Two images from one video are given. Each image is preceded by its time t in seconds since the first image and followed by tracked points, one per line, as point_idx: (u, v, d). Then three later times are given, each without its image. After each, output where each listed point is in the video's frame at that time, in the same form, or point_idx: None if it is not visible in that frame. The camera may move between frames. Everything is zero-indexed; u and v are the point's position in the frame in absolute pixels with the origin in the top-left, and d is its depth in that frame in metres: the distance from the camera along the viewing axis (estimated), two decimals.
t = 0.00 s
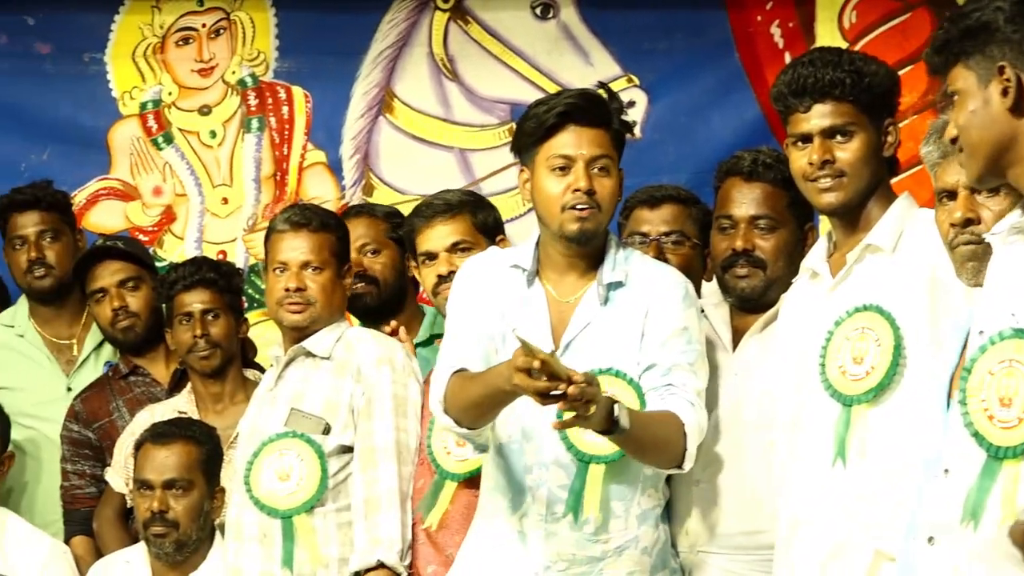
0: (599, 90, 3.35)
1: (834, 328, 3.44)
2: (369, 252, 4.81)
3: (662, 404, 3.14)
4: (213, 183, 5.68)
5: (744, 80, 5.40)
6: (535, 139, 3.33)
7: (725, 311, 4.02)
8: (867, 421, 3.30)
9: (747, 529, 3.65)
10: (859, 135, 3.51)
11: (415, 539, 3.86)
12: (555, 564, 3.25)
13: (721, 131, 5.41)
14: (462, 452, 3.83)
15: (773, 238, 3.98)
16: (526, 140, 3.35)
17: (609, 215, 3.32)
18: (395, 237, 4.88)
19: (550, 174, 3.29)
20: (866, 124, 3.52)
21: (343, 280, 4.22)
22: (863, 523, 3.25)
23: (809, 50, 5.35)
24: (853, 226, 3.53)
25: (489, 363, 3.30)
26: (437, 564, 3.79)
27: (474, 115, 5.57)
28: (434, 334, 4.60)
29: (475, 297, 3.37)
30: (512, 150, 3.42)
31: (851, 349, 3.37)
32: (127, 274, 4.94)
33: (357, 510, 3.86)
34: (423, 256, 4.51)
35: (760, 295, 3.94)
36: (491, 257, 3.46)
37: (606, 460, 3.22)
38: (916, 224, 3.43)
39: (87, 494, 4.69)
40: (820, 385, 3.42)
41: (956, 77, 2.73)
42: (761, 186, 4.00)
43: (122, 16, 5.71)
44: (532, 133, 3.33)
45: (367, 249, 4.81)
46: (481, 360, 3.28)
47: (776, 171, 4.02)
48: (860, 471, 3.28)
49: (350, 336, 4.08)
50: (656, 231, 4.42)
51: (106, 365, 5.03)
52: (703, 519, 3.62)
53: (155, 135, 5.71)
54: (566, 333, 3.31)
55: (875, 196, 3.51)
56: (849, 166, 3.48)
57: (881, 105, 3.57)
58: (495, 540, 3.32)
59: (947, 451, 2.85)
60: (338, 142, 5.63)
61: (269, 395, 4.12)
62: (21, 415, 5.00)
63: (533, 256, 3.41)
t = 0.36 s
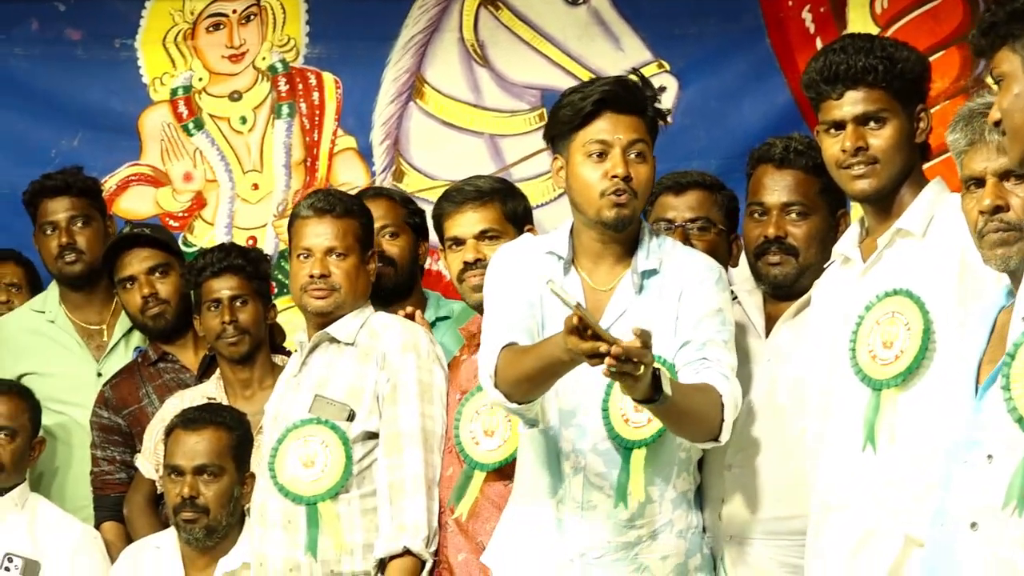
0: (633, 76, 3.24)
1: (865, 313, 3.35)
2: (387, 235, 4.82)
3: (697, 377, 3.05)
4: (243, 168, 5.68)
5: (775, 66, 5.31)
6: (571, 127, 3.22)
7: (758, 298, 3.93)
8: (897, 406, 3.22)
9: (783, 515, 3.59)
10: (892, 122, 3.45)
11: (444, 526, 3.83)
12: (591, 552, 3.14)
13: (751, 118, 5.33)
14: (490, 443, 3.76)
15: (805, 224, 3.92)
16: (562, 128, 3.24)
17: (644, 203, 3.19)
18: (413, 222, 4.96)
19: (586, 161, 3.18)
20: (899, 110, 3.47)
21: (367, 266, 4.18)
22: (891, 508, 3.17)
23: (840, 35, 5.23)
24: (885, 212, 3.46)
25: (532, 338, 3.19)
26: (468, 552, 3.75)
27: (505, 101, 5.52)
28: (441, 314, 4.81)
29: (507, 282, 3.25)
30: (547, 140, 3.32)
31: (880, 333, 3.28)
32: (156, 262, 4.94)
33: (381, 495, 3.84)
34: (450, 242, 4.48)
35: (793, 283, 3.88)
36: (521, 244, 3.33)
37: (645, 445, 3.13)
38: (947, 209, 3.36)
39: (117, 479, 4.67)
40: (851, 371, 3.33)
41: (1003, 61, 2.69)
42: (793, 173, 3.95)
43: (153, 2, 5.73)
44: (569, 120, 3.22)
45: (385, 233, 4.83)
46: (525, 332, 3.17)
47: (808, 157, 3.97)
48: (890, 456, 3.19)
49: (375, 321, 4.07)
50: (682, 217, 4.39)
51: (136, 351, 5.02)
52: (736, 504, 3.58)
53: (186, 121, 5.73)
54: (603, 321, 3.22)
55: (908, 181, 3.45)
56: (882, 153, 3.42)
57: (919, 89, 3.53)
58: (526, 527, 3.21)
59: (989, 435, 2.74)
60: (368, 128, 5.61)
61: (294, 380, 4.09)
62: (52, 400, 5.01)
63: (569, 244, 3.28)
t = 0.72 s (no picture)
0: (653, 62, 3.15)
1: (890, 293, 3.24)
2: (414, 211, 4.71)
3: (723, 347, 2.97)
4: (265, 147, 5.66)
5: (797, 44, 5.27)
6: (589, 112, 3.15)
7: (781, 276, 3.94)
8: (923, 385, 3.12)
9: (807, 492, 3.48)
10: (917, 100, 3.34)
11: (464, 509, 3.73)
12: (610, 530, 3.09)
13: (775, 95, 5.29)
14: (512, 424, 3.70)
15: (828, 203, 3.87)
16: (579, 111, 3.17)
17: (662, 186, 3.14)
18: (441, 197, 4.82)
19: (603, 148, 3.11)
20: (924, 88, 3.34)
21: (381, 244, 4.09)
22: (918, 487, 3.07)
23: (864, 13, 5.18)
24: (909, 189, 3.35)
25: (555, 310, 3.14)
26: (492, 532, 3.66)
27: (528, 79, 5.47)
28: (464, 292, 4.69)
29: (528, 256, 3.20)
30: (569, 116, 3.24)
31: (906, 313, 3.18)
32: (176, 241, 4.97)
33: (402, 476, 3.73)
34: (470, 221, 4.44)
35: (816, 261, 3.87)
36: (543, 222, 3.28)
37: (667, 425, 3.08)
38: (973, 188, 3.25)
39: (139, 457, 4.67)
40: (876, 349, 3.24)
41: None
42: (816, 151, 3.88)
43: None
44: (587, 106, 3.14)
45: (411, 208, 4.71)
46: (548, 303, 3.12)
47: (831, 136, 3.89)
48: (916, 435, 3.10)
49: (391, 300, 3.94)
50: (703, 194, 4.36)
51: (158, 328, 5.02)
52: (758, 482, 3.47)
53: (208, 99, 5.72)
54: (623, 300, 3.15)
55: (933, 159, 3.33)
56: (906, 130, 3.31)
57: (943, 69, 3.39)
58: (545, 504, 3.16)
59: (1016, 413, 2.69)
60: (390, 105, 5.59)
61: (310, 358, 3.98)
62: (75, 376, 5.01)
63: (589, 223, 3.23)
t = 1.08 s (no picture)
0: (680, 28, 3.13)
1: (923, 266, 3.20)
2: (439, 185, 4.70)
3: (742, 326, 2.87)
4: (296, 119, 5.65)
5: (828, 15, 5.23)
6: (617, 78, 3.11)
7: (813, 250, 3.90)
8: (957, 359, 3.08)
9: (840, 465, 3.33)
10: (948, 72, 3.28)
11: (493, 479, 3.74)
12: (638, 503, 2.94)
13: (806, 66, 5.24)
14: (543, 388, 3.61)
15: (861, 174, 3.83)
16: (607, 78, 3.14)
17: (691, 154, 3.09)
18: (466, 169, 4.83)
19: (633, 111, 3.07)
20: (955, 58, 3.29)
21: (408, 216, 4.08)
22: (952, 460, 3.04)
23: None
24: (942, 162, 3.27)
25: (556, 365, 3.10)
26: (523, 504, 3.68)
27: (558, 52, 5.44)
28: (490, 264, 4.66)
29: (552, 245, 3.19)
30: (591, 89, 3.22)
31: (940, 286, 3.14)
32: (206, 213, 4.97)
33: (430, 448, 3.71)
34: (500, 191, 4.43)
35: (849, 233, 3.82)
36: (568, 201, 3.25)
37: (702, 398, 2.96)
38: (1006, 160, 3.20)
39: (170, 429, 4.67)
40: (909, 322, 3.20)
41: None
42: (848, 123, 3.84)
43: None
44: (615, 72, 3.11)
45: (437, 182, 4.71)
46: (549, 355, 3.08)
47: (863, 107, 3.86)
48: (950, 408, 3.07)
49: (418, 273, 3.93)
50: (734, 166, 4.31)
51: (189, 301, 5.05)
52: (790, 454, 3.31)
53: (239, 72, 5.70)
54: (646, 273, 3.06)
55: (964, 131, 3.26)
56: (938, 102, 3.25)
57: (977, 39, 3.33)
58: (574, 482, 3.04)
59: None
60: (420, 78, 5.56)
61: (338, 331, 3.96)
62: (107, 349, 5.00)
63: (611, 197, 3.18)
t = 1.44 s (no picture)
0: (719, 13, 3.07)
1: (967, 253, 3.03)
2: (482, 174, 4.69)
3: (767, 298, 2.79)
4: (338, 108, 5.64)
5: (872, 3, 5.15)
6: (658, 64, 3.06)
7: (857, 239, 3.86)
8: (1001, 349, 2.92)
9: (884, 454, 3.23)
10: (992, 61, 3.07)
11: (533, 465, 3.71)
12: (697, 487, 2.88)
13: (849, 53, 5.19)
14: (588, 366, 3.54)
15: (905, 161, 3.78)
16: (647, 65, 3.08)
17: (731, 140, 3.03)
18: (509, 157, 4.80)
19: (673, 99, 3.02)
20: (999, 48, 3.07)
21: (449, 206, 4.07)
22: (1000, 449, 2.92)
23: None
24: (986, 151, 3.09)
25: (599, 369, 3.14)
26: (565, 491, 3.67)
27: (600, 40, 5.39)
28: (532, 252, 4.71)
29: (594, 236, 3.18)
30: (630, 78, 3.17)
31: (984, 275, 2.97)
32: (248, 203, 4.97)
33: (473, 437, 3.70)
34: (539, 180, 4.40)
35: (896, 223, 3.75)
36: (608, 194, 3.23)
37: (734, 370, 2.89)
38: None
39: (213, 419, 4.70)
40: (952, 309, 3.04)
41: None
42: (892, 111, 3.82)
43: None
44: (654, 58, 3.06)
45: (479, 171, 4.69)
46: (590, 361, 3.14)
47: (908, 95, 3.82)
48: (995, 400, 2.92)
49: (460, 261, 3.91)
50: (777, 155, 4.26)
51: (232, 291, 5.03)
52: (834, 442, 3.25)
53: (281, 62, 5.70)
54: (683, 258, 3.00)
55: (1008, 120, 3.06)
56: (982, 92, 3.04)
57: (1021, 26, 3.11)
58: (626, 473, 2.96)
59: None
60: (463, 67, 5.54)
61: (379, 321, 3.95)
62: (151, 339, 5.00)
63: (649, 187, 3.15)
